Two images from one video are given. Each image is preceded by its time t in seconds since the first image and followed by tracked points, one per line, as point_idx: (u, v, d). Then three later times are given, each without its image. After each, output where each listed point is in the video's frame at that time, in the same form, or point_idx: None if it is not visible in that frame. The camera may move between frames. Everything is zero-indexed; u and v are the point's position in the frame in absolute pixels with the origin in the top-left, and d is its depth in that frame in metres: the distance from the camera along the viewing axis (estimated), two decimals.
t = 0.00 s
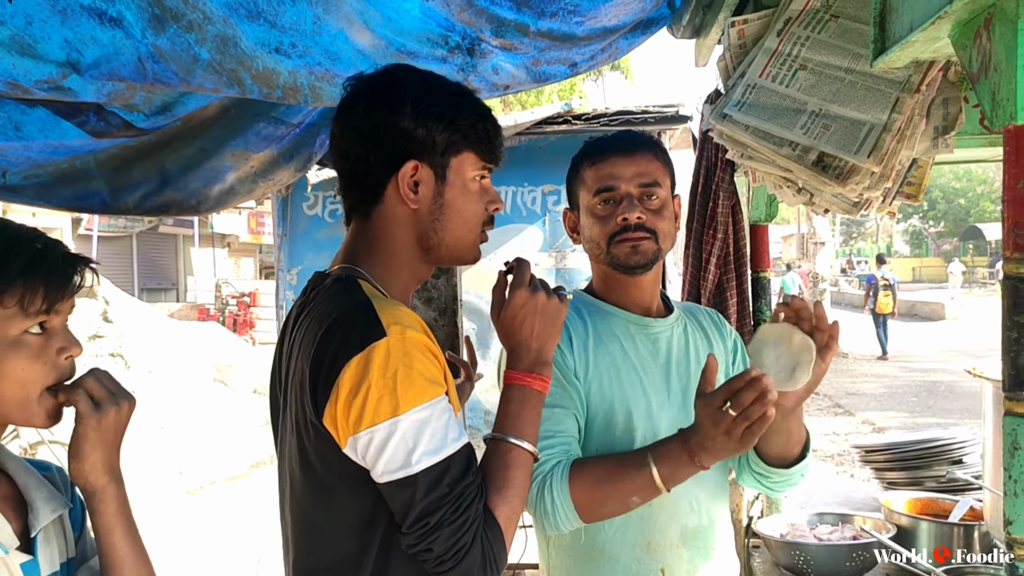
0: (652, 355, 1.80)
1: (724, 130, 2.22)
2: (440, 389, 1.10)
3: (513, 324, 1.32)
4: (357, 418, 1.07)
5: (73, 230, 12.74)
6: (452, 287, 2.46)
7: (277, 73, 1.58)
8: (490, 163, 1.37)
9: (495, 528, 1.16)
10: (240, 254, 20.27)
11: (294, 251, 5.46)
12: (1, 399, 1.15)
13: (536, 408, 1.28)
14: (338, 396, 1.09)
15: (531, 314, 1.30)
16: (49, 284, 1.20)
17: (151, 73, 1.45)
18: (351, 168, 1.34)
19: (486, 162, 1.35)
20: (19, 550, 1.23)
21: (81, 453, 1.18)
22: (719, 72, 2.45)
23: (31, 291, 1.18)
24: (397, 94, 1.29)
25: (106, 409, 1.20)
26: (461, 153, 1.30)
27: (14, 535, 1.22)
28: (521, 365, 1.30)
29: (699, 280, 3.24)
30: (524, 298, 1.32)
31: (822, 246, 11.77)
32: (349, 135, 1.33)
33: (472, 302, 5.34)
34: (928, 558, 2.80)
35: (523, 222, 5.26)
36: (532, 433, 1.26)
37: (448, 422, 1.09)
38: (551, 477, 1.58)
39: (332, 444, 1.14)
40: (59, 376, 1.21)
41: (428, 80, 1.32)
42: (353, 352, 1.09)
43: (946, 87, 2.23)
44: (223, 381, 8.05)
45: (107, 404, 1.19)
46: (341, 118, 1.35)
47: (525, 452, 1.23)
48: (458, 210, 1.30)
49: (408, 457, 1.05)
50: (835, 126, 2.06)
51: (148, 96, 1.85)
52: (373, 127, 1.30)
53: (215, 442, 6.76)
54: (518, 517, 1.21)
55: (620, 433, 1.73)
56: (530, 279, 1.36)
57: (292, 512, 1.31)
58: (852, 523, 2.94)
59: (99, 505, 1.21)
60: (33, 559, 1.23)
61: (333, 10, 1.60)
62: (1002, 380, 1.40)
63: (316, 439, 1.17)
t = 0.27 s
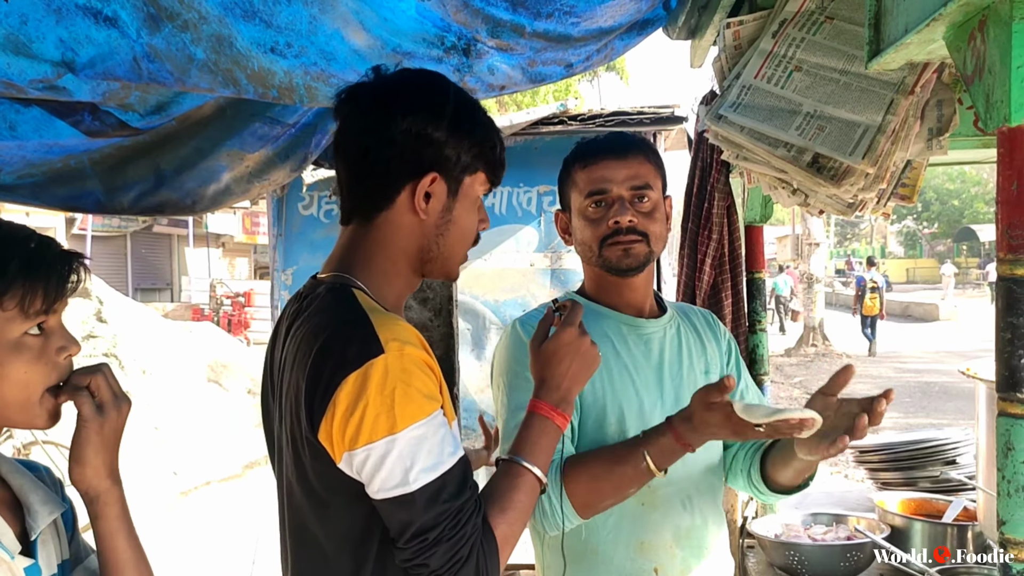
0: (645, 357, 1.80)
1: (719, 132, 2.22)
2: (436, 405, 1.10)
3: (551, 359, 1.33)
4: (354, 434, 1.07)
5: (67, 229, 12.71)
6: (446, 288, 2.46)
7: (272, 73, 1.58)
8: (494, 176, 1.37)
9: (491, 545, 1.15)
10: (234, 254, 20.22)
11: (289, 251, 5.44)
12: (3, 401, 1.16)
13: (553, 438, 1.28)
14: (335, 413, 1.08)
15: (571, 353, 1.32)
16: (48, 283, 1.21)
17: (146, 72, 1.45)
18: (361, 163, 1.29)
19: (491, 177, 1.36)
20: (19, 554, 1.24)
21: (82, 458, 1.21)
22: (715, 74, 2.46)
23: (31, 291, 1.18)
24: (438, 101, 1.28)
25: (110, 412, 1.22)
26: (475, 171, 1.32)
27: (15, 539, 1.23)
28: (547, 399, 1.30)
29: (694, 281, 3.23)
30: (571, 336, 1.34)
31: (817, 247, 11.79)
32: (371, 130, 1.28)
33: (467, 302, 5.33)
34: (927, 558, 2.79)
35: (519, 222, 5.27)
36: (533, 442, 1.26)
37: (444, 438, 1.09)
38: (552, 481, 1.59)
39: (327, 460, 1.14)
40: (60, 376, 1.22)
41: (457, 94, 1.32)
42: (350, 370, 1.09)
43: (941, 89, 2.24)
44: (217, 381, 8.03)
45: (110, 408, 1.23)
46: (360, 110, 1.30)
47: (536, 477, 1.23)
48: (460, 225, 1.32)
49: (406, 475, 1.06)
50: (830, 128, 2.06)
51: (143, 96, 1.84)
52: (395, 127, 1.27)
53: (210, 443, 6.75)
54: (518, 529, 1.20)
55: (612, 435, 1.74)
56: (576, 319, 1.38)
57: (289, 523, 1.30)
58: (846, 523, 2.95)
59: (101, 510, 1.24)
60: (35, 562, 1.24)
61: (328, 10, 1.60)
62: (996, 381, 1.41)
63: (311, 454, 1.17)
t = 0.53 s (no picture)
0: (640, 358, 1.81)
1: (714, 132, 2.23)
2: (439, 406, 1.10)
3: (540, 355, 1.32)
4: (358, 434, 1.06)
5: (61, 228, 12.67)
6: (442, 287, 2.46)
7: (267, 73, 1.57)
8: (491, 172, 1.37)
9: (494, 543, 1.15)
10: (229, 254, 20.18)
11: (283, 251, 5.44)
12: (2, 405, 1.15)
13: (548, 435, 1.28)
14: (339, 413, 1.08)
15: (561, 345, 1.31)
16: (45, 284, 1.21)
17: (140, 71, 1.44)
18: (359, 163, 1.29)
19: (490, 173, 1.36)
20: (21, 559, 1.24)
21: (84, 463, 1.25)
22: (709, 74, 2.46)
23: (29, 293, 1.18)
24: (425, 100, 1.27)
25: (110, 413, 1.25)
26: (474, 167, 1.31)
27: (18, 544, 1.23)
28: (539, 392, 1.29)
29: (688, 280, 3.26)
30: (563, 327, 1.33)
31: (812, 247, 11.81)
32: (364, 131, 1.27)
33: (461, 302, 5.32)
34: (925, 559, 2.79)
35: (514, 222, 5.26)
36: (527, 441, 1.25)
37: (447, 439, 1.09)
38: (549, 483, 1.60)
39: (332, 459, 1.14)
40: (58, 378, 1.21)
41: (452, 89, 1.32)
42: (355, 370, 1.08)
43: (935, 90, 2.25)
44: (212, 381, 8.01)
45: (110, 409, 1.25)
46: (354, 112, 1.30)
47: (533, 475, 1.23)
48: (463, 221, 1.31)
49: (409, 475, 1.05)
50: (824, 128, 2.07)
51: (137, 95, 1.84)
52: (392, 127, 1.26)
53: (204, 443, 6.74)
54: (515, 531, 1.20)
55: (607, 436, 1.74)
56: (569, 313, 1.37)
57: (289, 521, 1.30)
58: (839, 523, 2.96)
59: (102, 512, 1.29)
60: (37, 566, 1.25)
61: (323, 9, 1.60)
62: (988, 381, 1.41)
63: (315, 453, 1.17)
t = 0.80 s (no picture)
0: (634, 360, 1.80)
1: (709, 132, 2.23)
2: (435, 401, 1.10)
3: (520, 346, 1.33)
4: (351, 428, 1.06)
5: (55, 228, 12.63)
6: (437, 288, 2.45)
7: (261, 72, 1.57)
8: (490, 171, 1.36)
9: (485, 544, 1.15)
10: (224, 254, 20.13)
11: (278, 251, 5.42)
12: None
13: (533, 429, 1.28)
14: (333, 407, 1.08)
15: (541, 337, 1.32)
16: (48, 288, 1.19)
17: (134, 71, 1.43)
18: (352, 164, 1.30)
19: (486, 171, 1.35)
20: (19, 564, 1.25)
21: (83, 467, 1.26)
22: (704, 74, 2.46)
23: (31, 296, 1.17)
24: (413, 98, 1.27)
25: (110, 417, 1.26)
26: (467, 163, 1.30)
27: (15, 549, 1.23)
28: (522, 385, 1.30)
29: (684, 279, 3.25)
30: (540, 318, 1.34)
31: (807, 247, 11.83)
32: (357, 130, 1.29)
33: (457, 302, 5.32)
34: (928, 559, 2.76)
35: (510, 222, 5.25)
36: (515, 439, 1.26)
37: (441, 435, 1.09)
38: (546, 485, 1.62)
39: (327, 454, 1.14)
40: (56, 383, 1.21)
41: (444, 86, 1.31)
42: (350, 364, 1.08)
43: (928, 90, 2.26)
44: (207, 381, 7.99)
45: (109, 413, 1.26)
46: (347, 112, 1.30)
47: (520, 469, 1.23)
48: (458, 219, 1.30)
49: (401, 469, 1.05)
50: (818, 128, 2.07)
51: (131, 94, 1.83)
52: (382, 127, 1.27)
53: (199, 444, 6.71)
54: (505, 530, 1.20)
55: (602, 438, 1.74)
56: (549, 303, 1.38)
57: (284, 519, 1.30)
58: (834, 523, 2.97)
59: (100, 518, 1.31)
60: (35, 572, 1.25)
61: (318, 9, 1.60)
62: (981, 380, 1.42)
63: (309, 449, 1.16)
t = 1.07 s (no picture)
0: (628, 362, 1.80)
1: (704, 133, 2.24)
2: (428, 409, 1.10)
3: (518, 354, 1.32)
4: (343, 434, 1.06)
5: (50, 229, 12.61)
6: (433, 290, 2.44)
7: (256, 73, 1.56)
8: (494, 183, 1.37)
9: (475, 552, 1.15)
10: (219, 254, 20.12)
11: (274, 251, 5.41)
12: None
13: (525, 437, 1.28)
14: (326, 412, 1.07)
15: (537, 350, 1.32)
16: (45, 292, 1.18)
17: (128, 71, 1.41)
18: (362, 160, 1.29)
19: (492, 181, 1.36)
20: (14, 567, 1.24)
21: (77, 477, 1.21)
22: (699, 75, 2.47)
23: (26, 301, 1.15)
24: (432, 103, 1.27)
25: (105, 427, 1.22)
26: (476, 172, 1.31)
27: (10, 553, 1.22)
28: (518, 395, 1.29)
29: (679, 280, 3.25)
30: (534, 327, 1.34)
31: (802, 248, 11.85)
32: (371, 128, 1.28)
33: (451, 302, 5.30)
34: (930, 559, 2.76)
35: (505, 223, 5.25)
36: (509, 447, 1.25)
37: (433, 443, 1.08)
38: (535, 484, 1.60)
39: (318, 459, 1.13)
40: (50, 389, 1.19)
41: (459, 95, 1.32)
42: (344, 370, 1.08)
43: (923, 91, 2.26)
44: (202, 382, 7.97)
45: (104, 422, 1.22)
46: (357, 112, 1.30)
47: (512, 477, 1.23)
48: (461, 226, 1.31)
49: (392, 477, 1.05)
50: (813, 128, 2.07)
51: (126, 95, 1.83)
52: (397, 128, 1.26)
53: (195, 445, 6.71)
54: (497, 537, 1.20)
55: (595, 440, 1.74)
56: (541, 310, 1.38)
57: (277, 520, 1.29)
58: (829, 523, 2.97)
59: (93, 527, 1.25)
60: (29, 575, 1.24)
61: (312, 9, 1.60)
62: (974, 381, 1.42)
63: (302, 453, 1.16)
